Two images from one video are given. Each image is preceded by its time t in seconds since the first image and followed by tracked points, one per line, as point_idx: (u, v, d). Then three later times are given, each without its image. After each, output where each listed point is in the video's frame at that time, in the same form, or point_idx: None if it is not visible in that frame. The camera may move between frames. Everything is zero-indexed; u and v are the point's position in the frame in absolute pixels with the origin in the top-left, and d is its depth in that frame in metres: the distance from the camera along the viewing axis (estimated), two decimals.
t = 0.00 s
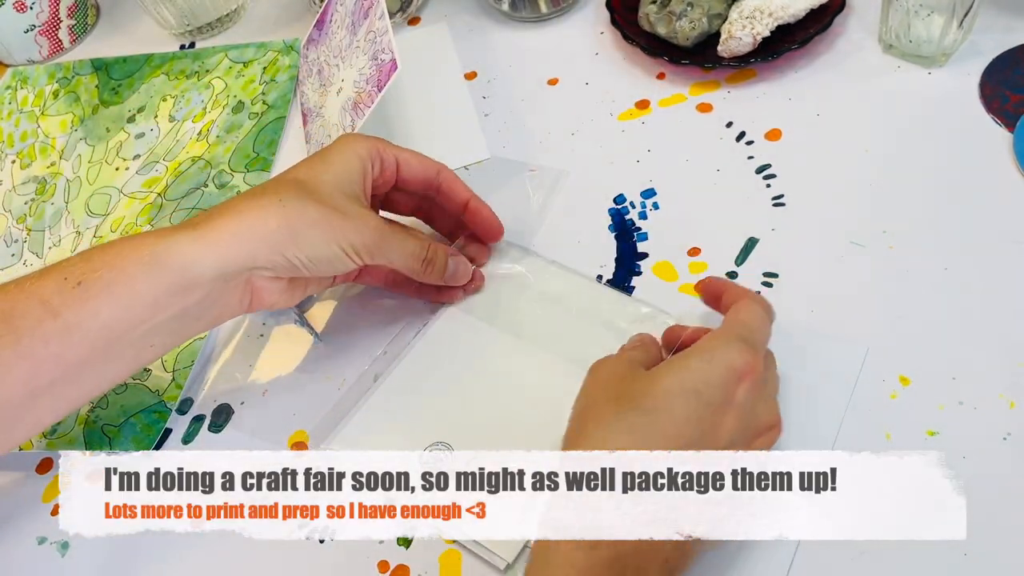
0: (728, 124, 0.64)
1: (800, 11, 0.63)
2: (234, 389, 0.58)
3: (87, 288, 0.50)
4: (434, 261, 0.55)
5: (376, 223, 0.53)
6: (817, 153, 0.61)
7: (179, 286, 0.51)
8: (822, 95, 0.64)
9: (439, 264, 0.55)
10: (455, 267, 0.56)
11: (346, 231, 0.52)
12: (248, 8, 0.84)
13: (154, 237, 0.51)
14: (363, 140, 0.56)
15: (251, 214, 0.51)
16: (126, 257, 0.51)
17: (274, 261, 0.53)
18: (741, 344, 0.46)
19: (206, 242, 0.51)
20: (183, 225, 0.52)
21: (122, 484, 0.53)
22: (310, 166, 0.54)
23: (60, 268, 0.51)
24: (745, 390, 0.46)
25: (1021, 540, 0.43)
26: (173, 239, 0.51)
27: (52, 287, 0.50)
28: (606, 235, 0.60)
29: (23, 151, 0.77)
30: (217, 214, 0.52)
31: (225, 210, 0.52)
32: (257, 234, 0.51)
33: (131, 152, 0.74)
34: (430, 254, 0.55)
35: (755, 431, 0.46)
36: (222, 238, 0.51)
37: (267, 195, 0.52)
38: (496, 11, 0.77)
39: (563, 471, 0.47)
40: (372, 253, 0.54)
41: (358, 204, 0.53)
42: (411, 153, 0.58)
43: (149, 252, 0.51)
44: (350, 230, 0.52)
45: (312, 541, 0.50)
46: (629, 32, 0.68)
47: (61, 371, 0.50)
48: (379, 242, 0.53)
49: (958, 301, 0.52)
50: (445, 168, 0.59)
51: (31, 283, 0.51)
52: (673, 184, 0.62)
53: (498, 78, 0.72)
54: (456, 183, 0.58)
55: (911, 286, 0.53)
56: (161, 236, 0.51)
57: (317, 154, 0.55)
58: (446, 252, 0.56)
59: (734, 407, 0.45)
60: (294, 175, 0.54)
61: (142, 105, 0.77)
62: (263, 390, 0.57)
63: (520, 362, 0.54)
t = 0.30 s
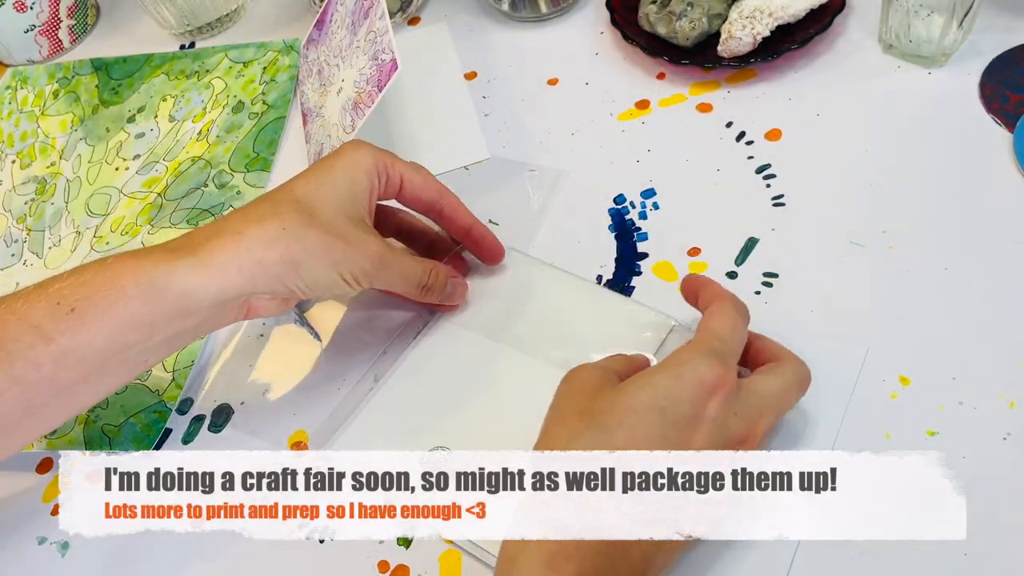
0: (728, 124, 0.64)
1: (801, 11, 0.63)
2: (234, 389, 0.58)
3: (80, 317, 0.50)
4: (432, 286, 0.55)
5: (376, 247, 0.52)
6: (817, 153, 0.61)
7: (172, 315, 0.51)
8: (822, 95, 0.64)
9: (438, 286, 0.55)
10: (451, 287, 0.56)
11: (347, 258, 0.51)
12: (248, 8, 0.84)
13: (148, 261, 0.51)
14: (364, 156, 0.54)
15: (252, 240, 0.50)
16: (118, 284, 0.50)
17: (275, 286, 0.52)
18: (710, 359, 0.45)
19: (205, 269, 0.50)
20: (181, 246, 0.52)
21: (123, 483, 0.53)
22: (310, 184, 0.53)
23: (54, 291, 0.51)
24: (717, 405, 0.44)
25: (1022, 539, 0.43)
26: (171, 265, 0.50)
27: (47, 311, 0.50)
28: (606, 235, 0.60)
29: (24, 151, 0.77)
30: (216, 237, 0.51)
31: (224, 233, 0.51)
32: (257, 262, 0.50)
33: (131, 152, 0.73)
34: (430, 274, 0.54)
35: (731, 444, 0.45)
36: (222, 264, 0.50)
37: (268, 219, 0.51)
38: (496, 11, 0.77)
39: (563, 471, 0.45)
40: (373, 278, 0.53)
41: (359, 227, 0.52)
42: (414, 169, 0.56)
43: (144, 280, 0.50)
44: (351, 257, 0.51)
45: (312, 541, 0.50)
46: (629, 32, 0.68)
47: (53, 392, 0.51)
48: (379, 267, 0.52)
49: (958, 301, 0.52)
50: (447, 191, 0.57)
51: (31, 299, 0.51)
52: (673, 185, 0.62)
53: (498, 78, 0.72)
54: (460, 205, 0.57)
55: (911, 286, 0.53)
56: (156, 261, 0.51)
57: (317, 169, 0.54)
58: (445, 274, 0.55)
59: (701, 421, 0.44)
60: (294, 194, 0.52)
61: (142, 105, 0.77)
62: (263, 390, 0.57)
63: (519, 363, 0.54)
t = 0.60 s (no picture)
0: (728, 125, 0.64)
1: (800, 11, 0.63)
2: (234, 389, 0.58)
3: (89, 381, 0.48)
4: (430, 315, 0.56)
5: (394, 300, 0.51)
6: (816, 153, 0.61)
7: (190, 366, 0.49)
8: (822, 95, 0.64)
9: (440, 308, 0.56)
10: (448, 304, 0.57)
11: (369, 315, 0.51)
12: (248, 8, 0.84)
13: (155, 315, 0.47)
14: (392, 200, 0.49)
15: (280, 311, 0.46)
16: (128, 341, 0.47)
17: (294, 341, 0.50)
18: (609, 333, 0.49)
19: (227, 339, 0.47)
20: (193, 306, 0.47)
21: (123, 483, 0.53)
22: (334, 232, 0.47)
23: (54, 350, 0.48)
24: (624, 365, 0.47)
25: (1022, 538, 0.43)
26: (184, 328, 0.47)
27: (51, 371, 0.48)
28: (606, 235, 0.60)
29: (24, 151, 0.77)
30: (234, 300, 0.46)
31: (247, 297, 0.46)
32: (285, 330, 0.47)
33: (131, 152, 0.73)
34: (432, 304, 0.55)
35: (656, 400, 0.46)
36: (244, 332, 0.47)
37: (294, 292, 0.46)
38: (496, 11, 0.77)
39: (563, 471, 0.45)
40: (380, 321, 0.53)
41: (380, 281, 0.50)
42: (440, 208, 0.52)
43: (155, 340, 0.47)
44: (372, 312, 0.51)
45: (311, 542, 0.50)
46: (628, 32, 0.68)
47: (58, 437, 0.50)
48: (387, 315, 0.52)
49: (958, 301, 0.52)
50: (468, 236, 0.54)
51: (29, 355, 0.49)
52: (673, 185, 0.62)
53: (498, 79, 0.72)
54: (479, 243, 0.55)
55: (910, 286, 0.53)
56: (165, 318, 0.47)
57: (339, 210, 0.47)
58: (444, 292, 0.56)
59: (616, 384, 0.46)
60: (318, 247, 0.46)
61: (142, 105, 0.77)
62: (263, 390, 0.57)
63: (519, 364, 0.54)
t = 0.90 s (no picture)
0: (728, 124, 0.64)
1: (801, 11, 0.63)
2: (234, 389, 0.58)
3: (21, 424, 0.50)
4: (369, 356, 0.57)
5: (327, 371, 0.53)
6: (816, 153, 0.61)
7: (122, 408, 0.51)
8: (822, 94, 0.64)
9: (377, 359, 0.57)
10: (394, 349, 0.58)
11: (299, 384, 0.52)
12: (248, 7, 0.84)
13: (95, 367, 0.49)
14: (339, 294, 0.49)
15: (206, 379, 0.49)
16: (66, 396, 0.49)
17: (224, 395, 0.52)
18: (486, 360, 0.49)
19: (156, 395, 0.49)
20: (126, 370, 0.49)
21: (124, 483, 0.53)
22: (268, 315, 0.47)
23: None
24: (499, 381, 0.47)
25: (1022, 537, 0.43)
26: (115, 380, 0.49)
27: None
28: (606, 235, 0.60)
29: (24, 151, 0.77)
30: (162, 369, 0.48)
31: (175, 358, 0.48)
32: (212, 394, 0.50)
33: (131, 152, 0.73)
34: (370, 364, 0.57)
35: (536, 389, 0.46)
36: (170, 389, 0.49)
37: (220, 367, 0.48)
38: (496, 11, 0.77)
39: (563, 471, 0.46)
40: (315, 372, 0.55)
41: (312, 354, 0.51)
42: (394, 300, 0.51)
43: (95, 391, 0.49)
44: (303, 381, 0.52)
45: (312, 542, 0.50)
46: (628, 32, 0.68)
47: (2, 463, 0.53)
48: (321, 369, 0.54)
49: (958, 302, 0.52)
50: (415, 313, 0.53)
51: None
52: (672, 185, 0.62)
53: (497, 79, 0.72)
54: (444, 324, 0.54)
55: (910, 286, 0.53)
56: (98, 377, 0.49)
57: (280, 296, 0.47)
58: (383, 344, 0.57)
59: (498, 407, 0.47)
60: (249, 324, 0.47)
61: (142, 105, 0.77)
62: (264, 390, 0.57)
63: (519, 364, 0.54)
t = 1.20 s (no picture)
0: (728, 124, 0.64)
1: (801, 11, 0.63)
2: (235, 389, 0.58)
3: None
4: (182, 323, 0.54)
5: (127, 293, 0.52)
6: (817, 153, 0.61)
7: None
8: (823, 95, 0.64)
9: (186, 327, 0.55)
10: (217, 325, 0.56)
11: (109, 293, 0.52)
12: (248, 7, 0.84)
13: None
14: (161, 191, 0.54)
15: (40, 268, 0.51)
16: None
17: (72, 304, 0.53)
18: (441, 392, 0.50)
19: None
20: None
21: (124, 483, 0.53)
22: (74, 230, 0.51)
23: None
24: (447, 411, 0.48)
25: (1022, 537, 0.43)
26: None
27: None
28: (605, 235, 0.60)
29: (24, 150, 0.77)
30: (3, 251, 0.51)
31: None
32: (62, 283, 0.51)
33: (131, 152, 0.74)
34: (182, 316, 0.54)
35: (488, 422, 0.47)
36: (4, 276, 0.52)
37: None
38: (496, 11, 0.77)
39: (563, 471, 0.47)
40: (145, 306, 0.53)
41: (126, 270, 0.52)
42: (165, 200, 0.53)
43: None
44: (97, 295, 0.52)
45: (312, 542, 0.50)
46: (628, 32, 0.68)
47: None
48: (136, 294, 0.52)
49: (958, 301, 0.52)
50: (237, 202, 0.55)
51: None
52: (672, 185, 0.62)
53: (497, 79, 0.72)
54: (232, 196, 0.55)
55: (910, 285, 0.53)
56: None
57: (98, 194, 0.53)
58: (203, 314, 0.55)
59: (449, 437, 0.47)
60: (57, 241, 0.51)
61: (142, 105, 0.77)
62: (263, 390, 0.57)
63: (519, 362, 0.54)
